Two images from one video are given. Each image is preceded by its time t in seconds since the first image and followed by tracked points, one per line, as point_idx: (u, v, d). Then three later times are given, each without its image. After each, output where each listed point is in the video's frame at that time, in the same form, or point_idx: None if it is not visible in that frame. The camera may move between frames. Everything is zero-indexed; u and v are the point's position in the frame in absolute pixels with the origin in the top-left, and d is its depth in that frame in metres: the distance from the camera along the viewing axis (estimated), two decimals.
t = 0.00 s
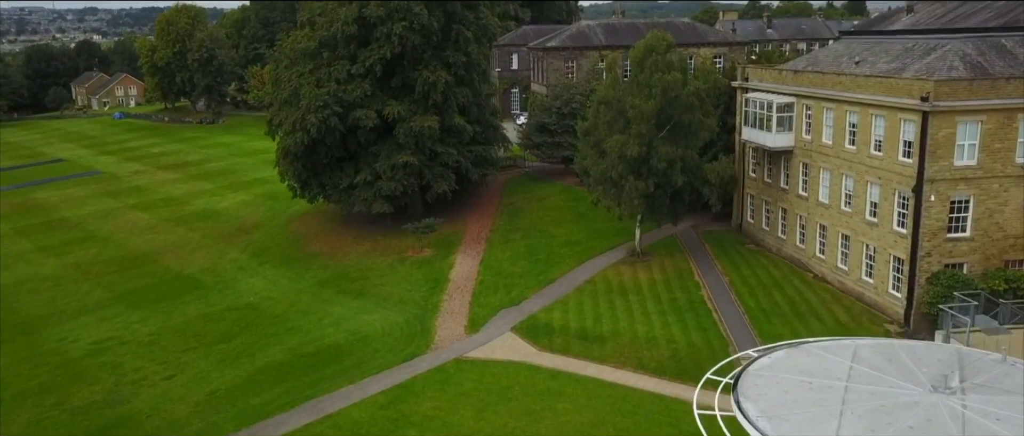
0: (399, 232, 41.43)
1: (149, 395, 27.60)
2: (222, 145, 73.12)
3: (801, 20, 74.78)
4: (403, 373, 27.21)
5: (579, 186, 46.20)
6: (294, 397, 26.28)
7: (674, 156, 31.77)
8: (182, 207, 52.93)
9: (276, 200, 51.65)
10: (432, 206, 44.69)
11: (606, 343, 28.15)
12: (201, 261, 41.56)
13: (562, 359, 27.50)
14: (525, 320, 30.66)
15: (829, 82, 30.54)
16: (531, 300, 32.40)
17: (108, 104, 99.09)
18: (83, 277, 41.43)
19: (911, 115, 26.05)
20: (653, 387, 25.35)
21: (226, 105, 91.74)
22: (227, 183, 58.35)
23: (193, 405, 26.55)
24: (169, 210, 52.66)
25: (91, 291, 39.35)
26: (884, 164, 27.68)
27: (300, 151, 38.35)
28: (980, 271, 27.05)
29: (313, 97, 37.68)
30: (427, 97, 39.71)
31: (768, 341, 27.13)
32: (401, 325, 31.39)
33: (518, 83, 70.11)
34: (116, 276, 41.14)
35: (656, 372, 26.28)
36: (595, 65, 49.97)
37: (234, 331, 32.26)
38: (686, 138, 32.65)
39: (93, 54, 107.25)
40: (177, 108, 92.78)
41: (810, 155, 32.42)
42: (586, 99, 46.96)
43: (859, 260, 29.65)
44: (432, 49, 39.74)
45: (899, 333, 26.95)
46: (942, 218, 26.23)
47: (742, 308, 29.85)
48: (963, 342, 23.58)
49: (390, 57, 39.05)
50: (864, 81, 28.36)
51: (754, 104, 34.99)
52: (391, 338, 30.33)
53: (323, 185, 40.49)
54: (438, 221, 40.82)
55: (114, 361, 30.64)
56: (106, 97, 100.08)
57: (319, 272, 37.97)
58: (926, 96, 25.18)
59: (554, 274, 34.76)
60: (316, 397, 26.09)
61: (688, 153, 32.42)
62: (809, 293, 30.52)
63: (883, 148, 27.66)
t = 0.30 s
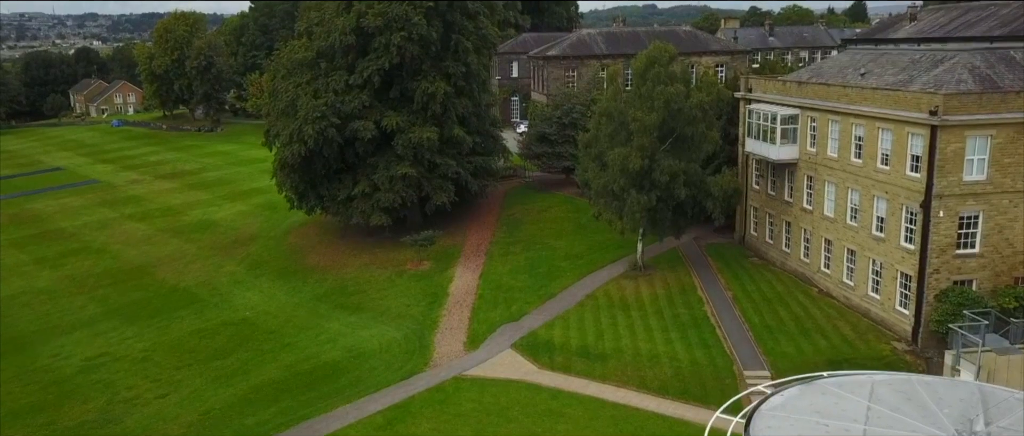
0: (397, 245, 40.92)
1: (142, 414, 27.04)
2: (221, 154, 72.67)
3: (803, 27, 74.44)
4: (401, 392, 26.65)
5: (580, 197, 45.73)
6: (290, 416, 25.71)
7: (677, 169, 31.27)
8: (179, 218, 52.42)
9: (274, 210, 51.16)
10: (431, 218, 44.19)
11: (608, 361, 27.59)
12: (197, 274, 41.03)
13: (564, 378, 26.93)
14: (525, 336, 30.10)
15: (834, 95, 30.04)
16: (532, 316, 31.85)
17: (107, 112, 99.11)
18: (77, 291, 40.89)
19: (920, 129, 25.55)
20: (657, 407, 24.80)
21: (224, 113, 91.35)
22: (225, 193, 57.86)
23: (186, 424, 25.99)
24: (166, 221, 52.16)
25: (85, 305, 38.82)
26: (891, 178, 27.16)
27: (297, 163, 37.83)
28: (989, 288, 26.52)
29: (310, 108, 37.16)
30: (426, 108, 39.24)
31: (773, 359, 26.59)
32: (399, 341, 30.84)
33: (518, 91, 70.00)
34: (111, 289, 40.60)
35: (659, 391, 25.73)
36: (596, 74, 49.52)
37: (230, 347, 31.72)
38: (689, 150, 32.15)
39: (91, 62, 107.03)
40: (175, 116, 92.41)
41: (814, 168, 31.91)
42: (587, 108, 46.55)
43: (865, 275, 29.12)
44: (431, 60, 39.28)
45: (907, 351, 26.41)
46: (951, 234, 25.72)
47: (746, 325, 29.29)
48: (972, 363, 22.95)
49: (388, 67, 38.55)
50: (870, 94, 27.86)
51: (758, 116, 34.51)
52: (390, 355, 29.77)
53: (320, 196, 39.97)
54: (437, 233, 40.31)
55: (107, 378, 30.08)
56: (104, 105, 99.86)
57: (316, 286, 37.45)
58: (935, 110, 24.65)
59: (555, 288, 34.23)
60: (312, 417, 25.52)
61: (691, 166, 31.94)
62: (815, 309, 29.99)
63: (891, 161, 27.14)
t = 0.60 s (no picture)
0: (396, 257, 40.40)
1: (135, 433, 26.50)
2: (220, 163, 72.24)
3: (805, 35, 74.11)
4: (399, 411, 26.10)
5: (581, 208, 45.22)
6: None
7: (680, 182, 30.77)
8: (177, 228, 51.90)
9: (272, 221, 50.68)
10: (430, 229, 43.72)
11: (610, 379, 27.05)
12: (193, 287, 40.47)
13: (565, 396, 26.38)
14: (526, 352, 29.56)
15: (840, 107, 29.55)
16: (532, 332, 31.29)
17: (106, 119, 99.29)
18: (72, 304, 40.35)
19: (928, 143, 25.04)
20: (660, 427, 24.27)
21: (223, 120, 90.95)
22: (223, 202, 57.37)
23: None
24: (163, 231, 51.66)
25: (80, 318, 38.30)
26: (898, 192, 26.65)
27: (295, 174, 37.34)
28: (999, 306, 26.02)
29: (307, 119, 36.71)
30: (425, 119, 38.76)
31: (779, 377, 26.03)
32: (398, 358, 30.30)
33: (518, 99, 70.27)
34: (106, 302, 40.07)
35: (663, 410, 25.19)
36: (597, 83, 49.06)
37: (225, 364, 31.18)
38: (692, 163, 31.66)
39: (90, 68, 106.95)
40: (174, 123, 92.01)
41: (819, 181, 31.40)
42: (587, 118, 46.10)
43: (872, 291, 28.61)
44: (430, 70, 38.83)
45: (915, 369, 25.88)
46: (960, 250, 25.19)
47: (750, 341, 28.75)
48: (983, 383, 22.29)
49: (386, 78, 38.06)
50: (877, 106, 27.35)
51: (761, 127, 34.02)
52: (388, 372, 29.23)
53: (318, 208, 39.47)
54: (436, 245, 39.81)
55: (100, 396, 29.54)
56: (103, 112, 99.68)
57: (313, 299, 36.93)
58: (943, 124, 24.12)
59: (556, 303, 33.69)
60: None
61: (694, 179, 31.45)
62: (820, 325, 29.44)
63: (898, 176, 26.63)
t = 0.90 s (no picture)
0: (394, 269, 39.86)
1: None
2: (218, 171, 71.82)
3: (808, 43, 73.71)
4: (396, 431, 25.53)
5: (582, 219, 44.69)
6: None
7: (682, 195, 30.25)
8: (173, 239, 51.36)
9: (269, 231, 50.19)
10: (429, 241, 43.19)
11: (613, 397, 26.49)
12: (189, 300, 39.92)
13: (566, 415, 25.82)
14: (526, 370, 28.99)
15: (846, 119, 29.07)
16: (532, 348, 30.72)
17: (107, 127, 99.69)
18: (66, 317, 39.83)
19: (937, 158, 24.53)
20: None
21: (221, 128, 90.49)
22: (221, 212, 56.88)
23: None
24: (160, 242, 51.15)
25: (74, 332, 37.77)
26: (905, 207, 26.12)
27: (292, 186, 36.82)
28: (1009, 323, 25.49)
29: (305, 131, 36.21)
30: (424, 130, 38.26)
31: (784, 396, 25.45)
32: (395, 375, 29.74)
33: (518, 107, 69.88)
34: (101, 315, 39.55)
35: (666, 431, 24.63)
36: (598, 92, 48.60)
37: (220, 380, 30.64)
38: (695, 176, 31.15)
39: (88, 76, 106.80)
40: (172, 131, 91.65)
41: (824, 194, 30.89)
42: (588, 128, 45.63)
43: (878, 307, 28.06)
44: (429, 81, 38.37)
45: (924, 388, 25.32)
46: (970, 267, 24.66)
47: (755, 359, 28.18)
48: (995, 405, 21.98)
49: (385, 89, 37.56)
50: (884, 119, 26.86)
51: (765, 139, 33.52)
52: (385, 390, 28.66)
53: (315, 220, 38.93)
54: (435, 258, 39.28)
55: (92, 414, 28.97)
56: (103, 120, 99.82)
57: (310, 313, 36.38)
58: (953, 139, 23.61)
59: (556, 317, 33.14)
60: None
61: (697, 192, 30.93)
62: (826, 342, 28.89)
63: (906, 190, 26.11)
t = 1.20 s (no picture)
0: (393, 282, 39.33)
1: None
2: (216, 179, 71.38)
3: (810, 51, 73.32)
4: None
5: (582, 230, 44.19)
6: None
7: (685, 209, 29.75)
8: (170, 249, 50.84)
9: (267, 242, 49.70)
10: (428, 253, 42.69)
11: (615, 416, 25.93)
12: (185, 313, 39.40)
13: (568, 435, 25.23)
14: (527, 387, 28.43)
15: (851, 131, 28.59)
16: (532, 364, 30.18)
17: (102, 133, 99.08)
18: (61, 330, 39.28)
19: (946, 173, 24.04)
20: None
21: (220, 136, 90.04)
22: (218, 222, 56.41)
23: None
24: (157, 252, 50.65)
25: (68, 346, 37.23)
26: (913, 222, 25.60)
27: (289, 198, 36.31)
28: (1020, 340, 25.00)
29: (301, 142, 35.66)
30: (423, 141, 37.81)
31: (791, 415, 24.88)
32: (393, 392, 29.18)
33: (518, 115, 69.41)
34: (96, 328, 39.03)
35: None
36: (599, 102, 48.16)
37: (215, 397, 30.10)
38: (698, 189, 30.66)
39: (87, 83, 106.76)
40: (171, 139, 91.27)
41: (829, 208, 30.38)
42: (589, 138, 45.17)
43: (885, 323, 27.52)
44: (428, 91, 37.97)
45: (932, 408, 24.74)
46: (979, 284, 24.14)
47: (760, 376, 27.62)
48: (1008, 427, 21.75)
49: (383, 99, 37.12)
50: (891, 132, 26.38)
51: (769, 151, 33.03)
52: (382, 408, 28.10)
53: (313, 232, 38.40)
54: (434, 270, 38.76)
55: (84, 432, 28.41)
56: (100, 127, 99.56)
57: (308, 326, 35.85)
58: (963, 153, 23.12)
59: (557, 332, 32.62)
60: None
61: (700, 205, 30.43)
62: (832, 359, 28.32)
63: (914, 205, 25.60)
